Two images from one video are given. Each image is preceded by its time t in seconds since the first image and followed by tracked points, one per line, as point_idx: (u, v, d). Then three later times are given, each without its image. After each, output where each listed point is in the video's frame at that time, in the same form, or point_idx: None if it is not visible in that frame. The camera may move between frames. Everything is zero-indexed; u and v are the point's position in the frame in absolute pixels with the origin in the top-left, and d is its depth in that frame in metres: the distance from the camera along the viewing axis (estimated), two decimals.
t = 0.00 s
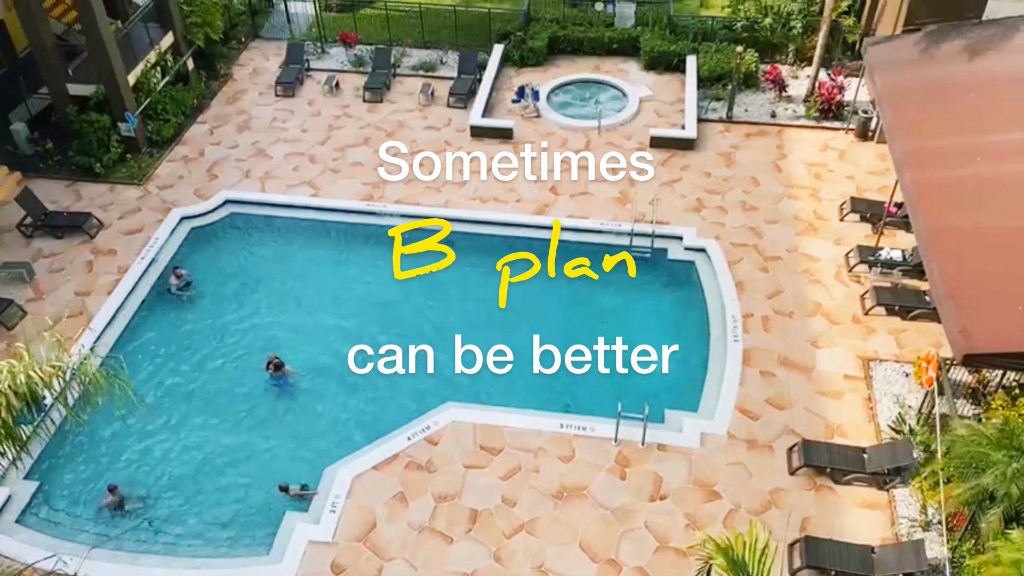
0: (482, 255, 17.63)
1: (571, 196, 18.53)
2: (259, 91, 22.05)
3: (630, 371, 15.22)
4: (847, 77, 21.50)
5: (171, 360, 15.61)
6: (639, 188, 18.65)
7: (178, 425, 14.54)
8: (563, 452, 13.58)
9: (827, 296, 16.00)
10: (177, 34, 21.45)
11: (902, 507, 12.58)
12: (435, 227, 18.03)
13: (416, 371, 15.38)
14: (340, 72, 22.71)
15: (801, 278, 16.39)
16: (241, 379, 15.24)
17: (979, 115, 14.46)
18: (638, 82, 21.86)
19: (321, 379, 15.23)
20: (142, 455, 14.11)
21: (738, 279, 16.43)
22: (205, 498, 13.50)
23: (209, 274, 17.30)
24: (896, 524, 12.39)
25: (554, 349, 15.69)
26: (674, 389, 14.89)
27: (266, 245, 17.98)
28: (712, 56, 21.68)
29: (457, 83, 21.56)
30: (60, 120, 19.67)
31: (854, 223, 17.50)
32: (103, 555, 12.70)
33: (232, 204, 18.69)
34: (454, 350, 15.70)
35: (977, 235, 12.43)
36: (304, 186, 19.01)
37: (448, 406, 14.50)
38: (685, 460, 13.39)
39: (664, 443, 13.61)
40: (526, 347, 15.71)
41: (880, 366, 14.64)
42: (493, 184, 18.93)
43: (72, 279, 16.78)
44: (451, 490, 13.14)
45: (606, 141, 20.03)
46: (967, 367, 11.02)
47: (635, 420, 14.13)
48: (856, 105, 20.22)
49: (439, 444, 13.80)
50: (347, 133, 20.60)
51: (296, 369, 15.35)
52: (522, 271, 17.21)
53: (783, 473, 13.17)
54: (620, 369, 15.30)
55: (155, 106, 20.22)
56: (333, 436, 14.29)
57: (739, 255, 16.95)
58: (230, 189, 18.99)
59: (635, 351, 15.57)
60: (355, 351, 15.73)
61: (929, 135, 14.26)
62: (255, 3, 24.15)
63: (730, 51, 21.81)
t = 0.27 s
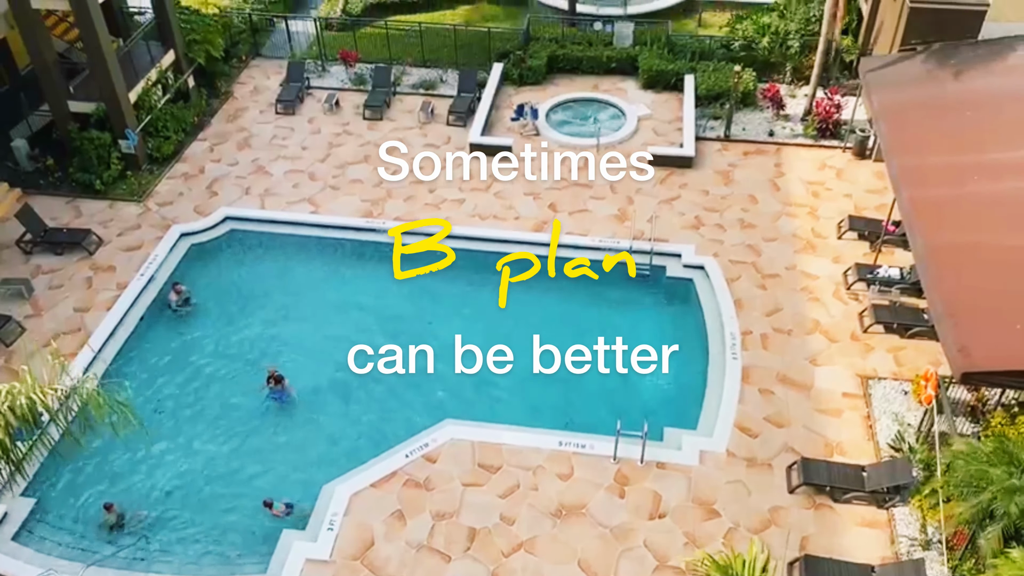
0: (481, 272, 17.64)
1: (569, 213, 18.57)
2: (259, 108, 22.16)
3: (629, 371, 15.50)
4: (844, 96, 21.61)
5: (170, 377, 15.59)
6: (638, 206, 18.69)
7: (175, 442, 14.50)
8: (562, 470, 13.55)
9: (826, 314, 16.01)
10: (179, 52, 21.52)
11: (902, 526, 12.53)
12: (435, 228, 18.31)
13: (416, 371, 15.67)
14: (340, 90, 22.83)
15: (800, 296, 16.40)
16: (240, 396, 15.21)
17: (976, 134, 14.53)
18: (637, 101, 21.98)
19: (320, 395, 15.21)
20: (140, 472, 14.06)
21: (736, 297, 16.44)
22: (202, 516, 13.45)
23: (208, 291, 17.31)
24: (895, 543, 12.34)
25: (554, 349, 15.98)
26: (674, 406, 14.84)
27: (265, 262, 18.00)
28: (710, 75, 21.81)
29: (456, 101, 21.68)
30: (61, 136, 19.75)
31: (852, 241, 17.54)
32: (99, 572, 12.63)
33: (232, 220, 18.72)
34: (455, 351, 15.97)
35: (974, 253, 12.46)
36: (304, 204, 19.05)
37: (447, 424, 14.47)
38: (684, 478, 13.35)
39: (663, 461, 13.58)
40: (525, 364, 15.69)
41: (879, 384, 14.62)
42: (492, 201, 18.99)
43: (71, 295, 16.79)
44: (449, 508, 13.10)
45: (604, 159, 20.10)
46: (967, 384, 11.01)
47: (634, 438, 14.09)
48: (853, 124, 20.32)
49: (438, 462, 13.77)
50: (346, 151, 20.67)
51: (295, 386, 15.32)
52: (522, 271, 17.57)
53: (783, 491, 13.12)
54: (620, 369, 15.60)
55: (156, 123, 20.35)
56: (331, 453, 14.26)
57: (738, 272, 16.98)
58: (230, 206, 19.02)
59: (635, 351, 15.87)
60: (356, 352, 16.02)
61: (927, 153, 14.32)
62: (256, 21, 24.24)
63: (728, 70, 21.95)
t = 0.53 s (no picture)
0: (480, 289, 17.64)
1: (568, 231, 18.60)
2: (259, 126, 22.23)
3: (630, 371, 15.80)
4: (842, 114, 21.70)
5: (168, 394, 15.56)
6: (636, 224, 18.73)
7: (173, 459, 14.45)
8: (560, 489, 13.49)
9: (825, 332, 16.01)
10: (179, 70, 21.61)
11: (902, 545, 12.47)
12: (435, 236, 18.58)
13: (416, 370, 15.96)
14: (340, 107, 22.92)
15: (798, 314, 16.40)
16: (238, 413, 15.18)
17: (974, 154, 14.58)
18: (635, 119, 22.07)
19: (318, 412, 15.18)
20: (137, 490, 14.00)
21: (735, 315, 16.44)
22: (199, 534, 13.38)
23: (206, 308, 17.30)
24: (895, 563, 12.27)
25: (554, 349, 16.30)
26: (673, 424, 14.79)
27: (264, 278, 18.01)
28: (708, 94, 21.92)
29: (455, 119, 21.76)
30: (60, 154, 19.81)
31: (851, 260, 17.56)
32: None
33: (231, 237, 18.74)
34: (455, 350, 16.28)
35: (972, 272, 12.47)
36: (303, 221, 19.08)
37: (445, 441, 14.44)
38: (683, 497, 13.29)
39: (662, 480, 13.53)
40: (523, 382, 15.65)
41: (879, 403, 14.60)
42: (491, 219, 19.02)
43: (69, 312, 16.77)
44: (447, 527, 13.02)
45: (603, 177, 20.16)
46: (966, 403, 11.00)
47: (633, 457, 14.05)
48: (851, 143, 20.40)
49: (436, 480, 13.71)
50: (346, 168, 20.72)
51: (293, 403, 15.29)
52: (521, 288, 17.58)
53: (782, 510, 13.06)
54: (620, 368, 15.89)
55: (156, 141, 20.48)
56: (329, 470, 14.21)
57: (737, 290, 16.99)
58: (229, 224, 19.05)
59: (635, 351, 16.17)
60: (356, 352, 16.33)
61: (924, 173, 14.37)
62: (257, 39, 24.34)
63: (726, 89, 22.07)
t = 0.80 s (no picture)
0: (479, 307, 17.66)
1: (567, 249, 18.63)
2: (259, 144, 22.31)
3: (630, 382, 15.90)
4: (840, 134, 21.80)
5: (166, 412, 15.52)
6: (635, 242, 18.77)
7: (171, 477, 14.39)
8: (559, 508, 13.43)
9: (823, 351, 16.01)
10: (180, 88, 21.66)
11: (903, 565, 12.40)
12: (434, 253, 18.63)
13: (416, 381, 16.05)
14: (340, 126, 23.02)
15: (797, 333, 16.41)
16: (236, 430, 15.14)
17: (971, 174, 14.64)
18: (634, 138, 22.18)
19: (317, 430, 15.14)
20: (133, 509, 13.93)
21: (733, 334, 16.44)
22: (196, 553, 13.30)
23: (204, 325, 17.28)
24: None
25: (554, 360, 16.42)
26: (673, 443, 14.74)
27: (263, 296, 18.01)
28: (706, 114, 22.04)
29: (454, 138, 21.85)
30: (60, 172, 19.86)
31: (849, 278, 17.59)
32: None
33: (230, 255, 18.76)
34: (455, 362, 16.41)
35: (970, 291, 12.49)
36: (302, 239, 19.10)
37: (444, 460, 14.40)
38: (683, 517, 13.23)
39: (661, 500, 13.48)
40: (521, 400, 15.61)
41: (878, 422, 14.57)
42: (490, 237, 19.05)
43: (67, 330, 16.75)
44: (445, 547, 12.95)
45: (602, 196, 20.22)
46: (965, 423, 10.98)
47: (633, 475, 14.00)
48: (849, 162, 20.49)
49: (434, 499, 13.65)
50: (345, 187, 20.78)
51: (292, 421, 15.25)
52: (520, 306, 17.60)
53: (782, 530, 13.00)
54: (620, 379, 15.99)
55: (156, 159, 20.41)
56: (327, 489, 14.15)
57: (735, 309, 17.00)
58: (228, 241, 19.07)
59: (635, 362, 16.31)
60: (356, 363, 16.45)
61: (922, 192, 14.43)
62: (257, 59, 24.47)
63: (724, 109, 22.20)
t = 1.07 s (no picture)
0: (478, 325, 17.65)
1: (565, 268, 18.66)
2: (259, 163, 22.38)
3: (629, 403, 15.83)
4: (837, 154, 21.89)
5: (163, 430, 15.46)
6: (633, 261, 18.79)
7: (167, 497, 14.32)
8: (558, 528, 13.36)
9: (822, 370, 15.99)
10: (180, 107, 21.73)
11: None
12: (433, 271, 18.65)
13: (416, 402, 15.98)
14: (339, 145, 23.12)
15: (795, 352, 16.40)
16: (233, 449, 15.09)
17: (968, 194, 14.69)
18: (632, 157, 22.26)
19: (314, 449, 15.09)
20: (130, 528, 13.85)
21: (732, 353, 16.43)
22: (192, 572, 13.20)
23: (203, 343, 17.27)
24: None
25: (554, 380, 16.35)
26: (672, 463, 14.68)
27: (262, 314, 18.00)
28: (704, 133, 22.15)
29: (453, 157, 21.93)
30: (60, 190, 19.92)
31: (847, 297, 17.61)
32: None
33: (229, 273, 18.76)
34: (454, 382, 16.35)
35: (969, 310, 12.49)
36: (301, 257, 19.13)
37: (441, 479, 14.34)
38: (682, 536, 13.17)
39: (660, 520, 13.41)
40: (519, 419, 15.58)
41: (877, 441, 14.53)
42: (489, 255, 19.08)
43: (65, 348, 16.73)
44: (442, 566, 12.87)
45: (600, 214, 20.27)
46: (965, 443, 10.94)
47: (631, 495, 13.94)
48: (846, 182, 20.56)
49: (431, 519, 13.58)
50: (344, 205, 20.82)
51: (290, 440, 15.20)
52: (519, 325, 17.60)
53: (781, 550, 12.93)
54: (619, 400, 15.92)
55: (156, 177, 20.53)
56: (324, 508, 14.08)
57: (734, 327, 17.00)
58: (227, 260, 19.09)
59: (634, 382, 16.24)
60: (354, 382, 16.39)
61: (920, 212, 14.47)
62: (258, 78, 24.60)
63: (721, 128, 22.32)
